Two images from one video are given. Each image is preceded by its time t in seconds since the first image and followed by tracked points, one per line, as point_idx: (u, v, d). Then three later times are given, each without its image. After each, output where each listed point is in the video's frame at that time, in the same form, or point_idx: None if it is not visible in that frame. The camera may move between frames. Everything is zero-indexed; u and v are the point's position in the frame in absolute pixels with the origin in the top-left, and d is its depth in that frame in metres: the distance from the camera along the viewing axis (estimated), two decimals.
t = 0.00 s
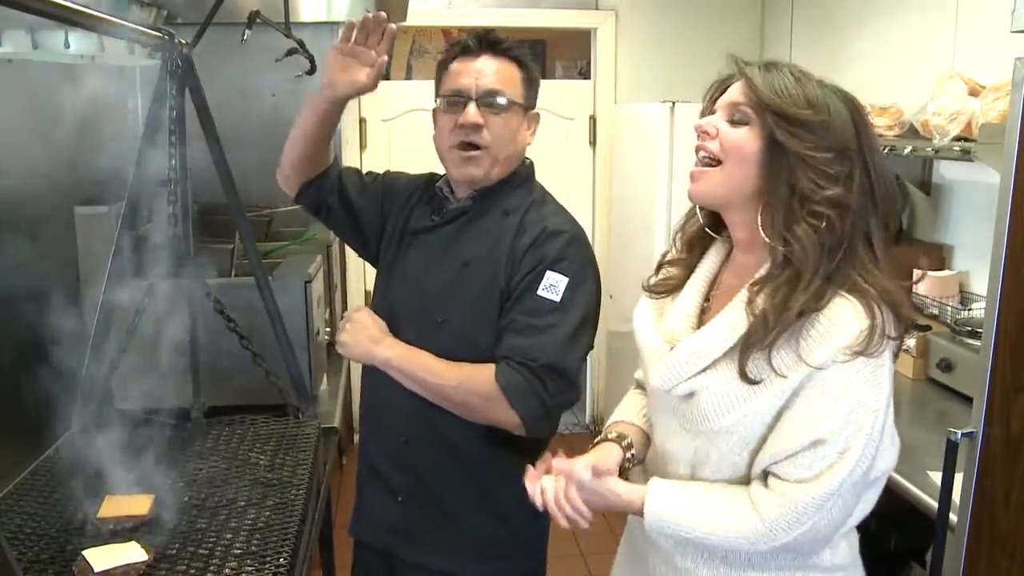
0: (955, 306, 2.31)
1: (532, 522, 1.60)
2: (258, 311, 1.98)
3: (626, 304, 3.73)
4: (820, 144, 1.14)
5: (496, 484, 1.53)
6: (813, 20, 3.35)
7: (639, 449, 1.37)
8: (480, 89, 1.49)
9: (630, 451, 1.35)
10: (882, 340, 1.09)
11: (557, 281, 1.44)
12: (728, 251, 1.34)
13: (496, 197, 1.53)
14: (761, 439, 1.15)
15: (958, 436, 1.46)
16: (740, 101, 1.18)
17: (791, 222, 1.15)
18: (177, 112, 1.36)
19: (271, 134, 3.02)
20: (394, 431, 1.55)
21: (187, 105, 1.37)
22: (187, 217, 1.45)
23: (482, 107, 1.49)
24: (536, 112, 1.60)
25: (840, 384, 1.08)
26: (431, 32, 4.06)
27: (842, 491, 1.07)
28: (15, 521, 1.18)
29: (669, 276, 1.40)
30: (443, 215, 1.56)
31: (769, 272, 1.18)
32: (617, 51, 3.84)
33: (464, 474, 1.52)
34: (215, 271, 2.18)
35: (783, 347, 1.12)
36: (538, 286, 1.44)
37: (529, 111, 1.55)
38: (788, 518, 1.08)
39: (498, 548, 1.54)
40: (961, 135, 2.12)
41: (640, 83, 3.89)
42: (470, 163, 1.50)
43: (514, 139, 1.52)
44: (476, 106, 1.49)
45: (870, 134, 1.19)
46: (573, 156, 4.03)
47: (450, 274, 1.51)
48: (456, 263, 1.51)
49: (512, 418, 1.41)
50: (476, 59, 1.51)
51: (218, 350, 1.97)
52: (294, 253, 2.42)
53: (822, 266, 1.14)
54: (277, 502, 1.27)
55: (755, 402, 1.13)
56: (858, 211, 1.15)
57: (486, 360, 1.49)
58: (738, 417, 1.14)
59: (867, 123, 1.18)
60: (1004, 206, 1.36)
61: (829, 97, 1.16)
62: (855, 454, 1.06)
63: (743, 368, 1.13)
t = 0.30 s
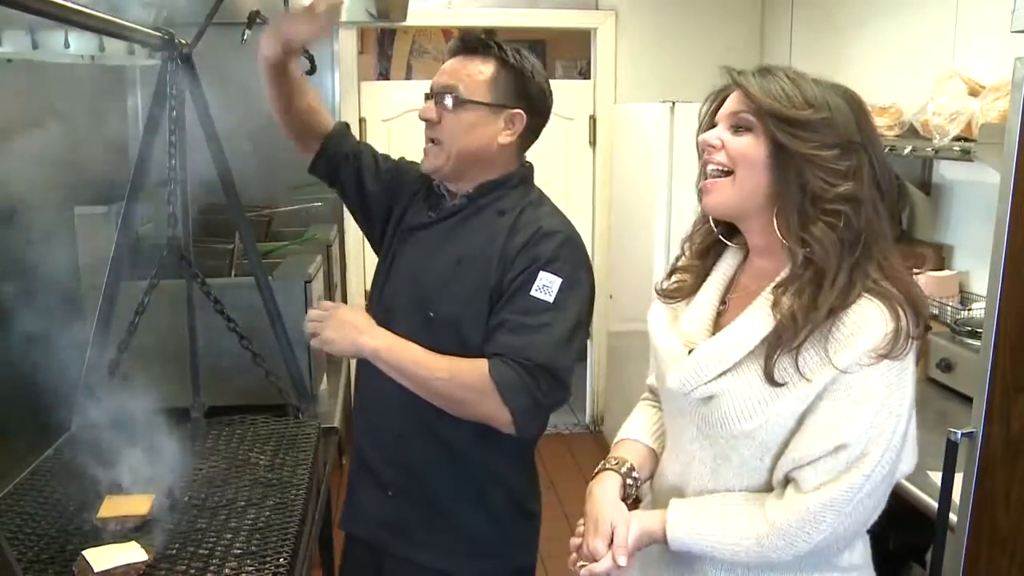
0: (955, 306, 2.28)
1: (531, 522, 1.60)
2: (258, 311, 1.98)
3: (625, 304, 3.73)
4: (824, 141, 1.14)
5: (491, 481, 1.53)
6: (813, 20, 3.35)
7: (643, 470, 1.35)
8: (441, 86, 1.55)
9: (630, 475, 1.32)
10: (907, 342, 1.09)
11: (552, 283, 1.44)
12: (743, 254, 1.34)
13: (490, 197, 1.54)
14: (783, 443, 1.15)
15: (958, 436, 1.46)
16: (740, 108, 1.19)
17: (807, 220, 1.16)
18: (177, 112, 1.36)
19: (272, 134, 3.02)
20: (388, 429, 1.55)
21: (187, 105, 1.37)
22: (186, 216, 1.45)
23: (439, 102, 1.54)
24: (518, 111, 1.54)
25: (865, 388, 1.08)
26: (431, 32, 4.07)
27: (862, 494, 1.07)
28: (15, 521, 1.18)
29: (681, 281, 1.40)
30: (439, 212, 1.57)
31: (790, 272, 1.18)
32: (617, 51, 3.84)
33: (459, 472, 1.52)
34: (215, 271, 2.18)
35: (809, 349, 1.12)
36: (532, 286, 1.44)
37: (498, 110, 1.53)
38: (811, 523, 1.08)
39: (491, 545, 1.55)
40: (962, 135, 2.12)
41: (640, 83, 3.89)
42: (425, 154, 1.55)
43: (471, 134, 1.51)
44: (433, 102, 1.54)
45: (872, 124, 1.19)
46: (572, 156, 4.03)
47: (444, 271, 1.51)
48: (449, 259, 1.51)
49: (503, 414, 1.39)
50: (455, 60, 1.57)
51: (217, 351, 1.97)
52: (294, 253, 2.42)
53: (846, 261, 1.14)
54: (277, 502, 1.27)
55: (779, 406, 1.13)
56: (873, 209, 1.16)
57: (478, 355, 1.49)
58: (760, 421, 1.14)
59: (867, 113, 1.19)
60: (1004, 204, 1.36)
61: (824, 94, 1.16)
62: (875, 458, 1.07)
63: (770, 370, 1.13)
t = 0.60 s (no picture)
0: (955, 306, 2.28)
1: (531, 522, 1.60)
2: (257, 311, 1.97)
3: (625, 304, 3.73)
4: (813, 150, 1.14)
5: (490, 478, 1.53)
6: (813, 20, 3.35)
7: (644, 470, 1.35)
8: (455, 85, 1.53)
9: (632, 474, 1.33)
10: (909, 346, 1.10)
11: (545, 271, 1.43)
12: (745, 260, 1.34)
13: (482, 192, 1.54)
14: (784, 447, 1.15)
15: (958, 436, 1.46)
16: (731, 118, 1.19)
17: (796, 229, 1.16)
18: (176, 113, 1.36)
19: (272, 135, 3.02)
20: (386, 425, 1.55)
21: (186, 105, 1.38)
22: (185, 217, 1.45)
23: (457, 102, 1.52)
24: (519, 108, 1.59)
25: (868, 393, 1.08)
26: (431, 32, 4.06)
27: (865, 499, 1.08)
28: (15, 521, 1.18)
29: (682, 287, 1.40)
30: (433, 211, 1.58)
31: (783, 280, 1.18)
32: (616, 50, 3.84)
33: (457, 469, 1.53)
34: (214, 271, 2.18)
35: (810, 355, 1.12)
36: (526, 276, 1.43)
37: (509, 107, 1.57)
38: (815, 528, 1.08)
39: (489, 543, 1.55)
40: (961, 135, 2.12)
41: (640, 83, 3.89)
42: (448, 155, 1.52)
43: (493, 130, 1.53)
44: (451, 102, 1.52)
45: (867, 130, 1.19)
46: (572, 156, 4.03)
47: (439, 268, 1.51)
48: (444, 255, 1.52)
49: (501, 404, 1.36)
50: (451, 60, 1.56)
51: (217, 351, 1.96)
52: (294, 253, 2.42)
53: (835, 274, 1.14)
54: (277, 502, 1.27)
55: (781, 410, 1.12)
56: (869, 213, 1.16)
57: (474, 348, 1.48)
58: (762, 425, 1.14)
59: (861, 119, 1.19)
60: (1004, 203, 1.36)
61: (814, 102, 1.16)
62: (878, 463, 1.07)
63: (770, 374, 1.13)
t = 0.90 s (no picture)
0: (955, 306, 2.29)
1: (531, 521, 1.60)
2: (257, 311, 1.97)
3: (626, 304, 3.73)
4: (805, 151, 1.13)
5: (492, 476, 1.53)
6: (813, 20, 3.35)
7: (624, 478, 1.33)
8: (415, 93, 1.53)
9: (612, 482, 1.31)
10: (898, 350, 1.09)
11: (560, 273, 1.44)
12: (736, 257, 1.34)
13: (483, 189, 1.53)
14: (771, 448, 1.15)
15: (958, 436, 1.46)
16: (724, 120, 1.18)
17: (786, 230, 1.16)
18: (176, 113, 1.36)
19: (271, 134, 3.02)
20: (388, 423, 1.55)
21: (186, 105, 1.38)
22: (185, 217, 1.45)
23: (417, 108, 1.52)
24: (495, 103, 1.54)
25: (856, 396, 1.08)
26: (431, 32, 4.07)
27: (850, 501, 1.08)
28: (14, 521, 1.18)
29: (672, 283, 1.39)
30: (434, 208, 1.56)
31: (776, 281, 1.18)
32: (616, 51, 3.84)
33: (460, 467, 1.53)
34: (214, 270, 2.18)
35: (799, 354, 1.12)
36: (541, 277, 1.44)
37: (475, 105, 1.52)
38: (800, 530, 1.08)
39: (490, 540, 1.55)
40: (962, 135, 2.12)
41: (640, 83, 3.89)
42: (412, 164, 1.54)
43: (457, 133, 1.51)
44: (411, 110, 1.53)
45: (861, 127, 1.17)
46: (572, 156, 4.03)
47: (442, 265, 1.50)
48: (450, 251, 1.51)
49: (533, 407, 1.40)
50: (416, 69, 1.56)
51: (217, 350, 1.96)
52: (293, 253, 2.42)
53: (823, 275, 1.14)
54: (276, 502, 1.27)
55: (770, 410, 1.12)
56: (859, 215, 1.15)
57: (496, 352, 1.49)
58: (750, 425, 1.14)
59: (856, 116, 1.17)
60: (1004, 202, 1.36)
61: (806, 101, 1.15)
62: (864, 465, 1.07)
63: (757, 375, 1.13)
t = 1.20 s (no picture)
0: (954, 306, 2.29)
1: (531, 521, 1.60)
2: (257, 311, 1.97)
3: (626, 304, 3.73)
4: (788, 157, 1.13)
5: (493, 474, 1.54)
6: (813, 19, 3.34)
7: (614, 472, 1.33)
8: (461, 84, 1.53)
9: (602, 478, 1.31)
10: (896, 356, 1.09)
11: (569, 268, 1.45)
12: (733, 259, 1.34)
13: (481, 186, 1.53)
14: (766, 450, 1.15)
15: (958, 436, 1.46)
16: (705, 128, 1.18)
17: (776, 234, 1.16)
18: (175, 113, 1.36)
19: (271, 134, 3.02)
20: (391, 422, 1.55)
21: (186, 105, 1.38)
22: (185, 217, 1.45)
23: (467, 101, 1.52)
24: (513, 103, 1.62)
25: (854, 401, 1.08)
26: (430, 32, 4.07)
27: (843, 505, 1.08)
28: (14, 521, 1.18)
29: (669, 282, 1.39)
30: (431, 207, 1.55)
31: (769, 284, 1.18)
32: (616, 51, 3.84)
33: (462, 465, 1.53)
34: (214, 270, 2.18)
35: (798, 358, 1.11)
36: (551, 273, 1.45)
37: (507, 106, 1.59)
38: (792, 533, 1.08)
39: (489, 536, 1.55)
40: (961, 135, 2.12)
41: (640, 83, 3.89)
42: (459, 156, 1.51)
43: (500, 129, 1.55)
44: (461, 102, 1.52)
45: (846, 122, 1.15)
46: (572, 156, 4.03)
47: (445, 263, 1.50)
48: (450, 251, 1.51)
49: (563, 400, 1.40)
50: (457, 56, 1.54)
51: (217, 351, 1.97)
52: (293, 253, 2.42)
53: (817, 281, 1.14)
54: (277, 502, 1.27)
55: (767, 413, 1.12)
56: (852, 218, 1.15)
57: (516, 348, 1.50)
58: (746, 428, 1.13)
59: (839, 110, 1.15)
60: (1004, 202, 1.36)
61: (784, 101, 1.13)
62: (858, 471, 1.07)
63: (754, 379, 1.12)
